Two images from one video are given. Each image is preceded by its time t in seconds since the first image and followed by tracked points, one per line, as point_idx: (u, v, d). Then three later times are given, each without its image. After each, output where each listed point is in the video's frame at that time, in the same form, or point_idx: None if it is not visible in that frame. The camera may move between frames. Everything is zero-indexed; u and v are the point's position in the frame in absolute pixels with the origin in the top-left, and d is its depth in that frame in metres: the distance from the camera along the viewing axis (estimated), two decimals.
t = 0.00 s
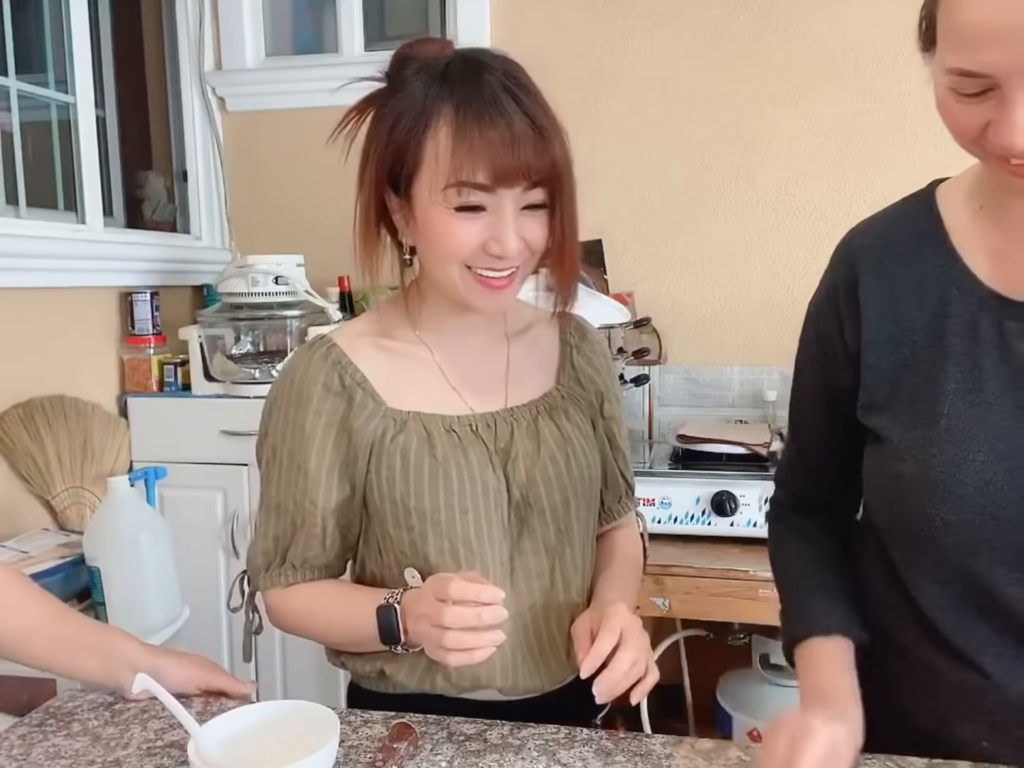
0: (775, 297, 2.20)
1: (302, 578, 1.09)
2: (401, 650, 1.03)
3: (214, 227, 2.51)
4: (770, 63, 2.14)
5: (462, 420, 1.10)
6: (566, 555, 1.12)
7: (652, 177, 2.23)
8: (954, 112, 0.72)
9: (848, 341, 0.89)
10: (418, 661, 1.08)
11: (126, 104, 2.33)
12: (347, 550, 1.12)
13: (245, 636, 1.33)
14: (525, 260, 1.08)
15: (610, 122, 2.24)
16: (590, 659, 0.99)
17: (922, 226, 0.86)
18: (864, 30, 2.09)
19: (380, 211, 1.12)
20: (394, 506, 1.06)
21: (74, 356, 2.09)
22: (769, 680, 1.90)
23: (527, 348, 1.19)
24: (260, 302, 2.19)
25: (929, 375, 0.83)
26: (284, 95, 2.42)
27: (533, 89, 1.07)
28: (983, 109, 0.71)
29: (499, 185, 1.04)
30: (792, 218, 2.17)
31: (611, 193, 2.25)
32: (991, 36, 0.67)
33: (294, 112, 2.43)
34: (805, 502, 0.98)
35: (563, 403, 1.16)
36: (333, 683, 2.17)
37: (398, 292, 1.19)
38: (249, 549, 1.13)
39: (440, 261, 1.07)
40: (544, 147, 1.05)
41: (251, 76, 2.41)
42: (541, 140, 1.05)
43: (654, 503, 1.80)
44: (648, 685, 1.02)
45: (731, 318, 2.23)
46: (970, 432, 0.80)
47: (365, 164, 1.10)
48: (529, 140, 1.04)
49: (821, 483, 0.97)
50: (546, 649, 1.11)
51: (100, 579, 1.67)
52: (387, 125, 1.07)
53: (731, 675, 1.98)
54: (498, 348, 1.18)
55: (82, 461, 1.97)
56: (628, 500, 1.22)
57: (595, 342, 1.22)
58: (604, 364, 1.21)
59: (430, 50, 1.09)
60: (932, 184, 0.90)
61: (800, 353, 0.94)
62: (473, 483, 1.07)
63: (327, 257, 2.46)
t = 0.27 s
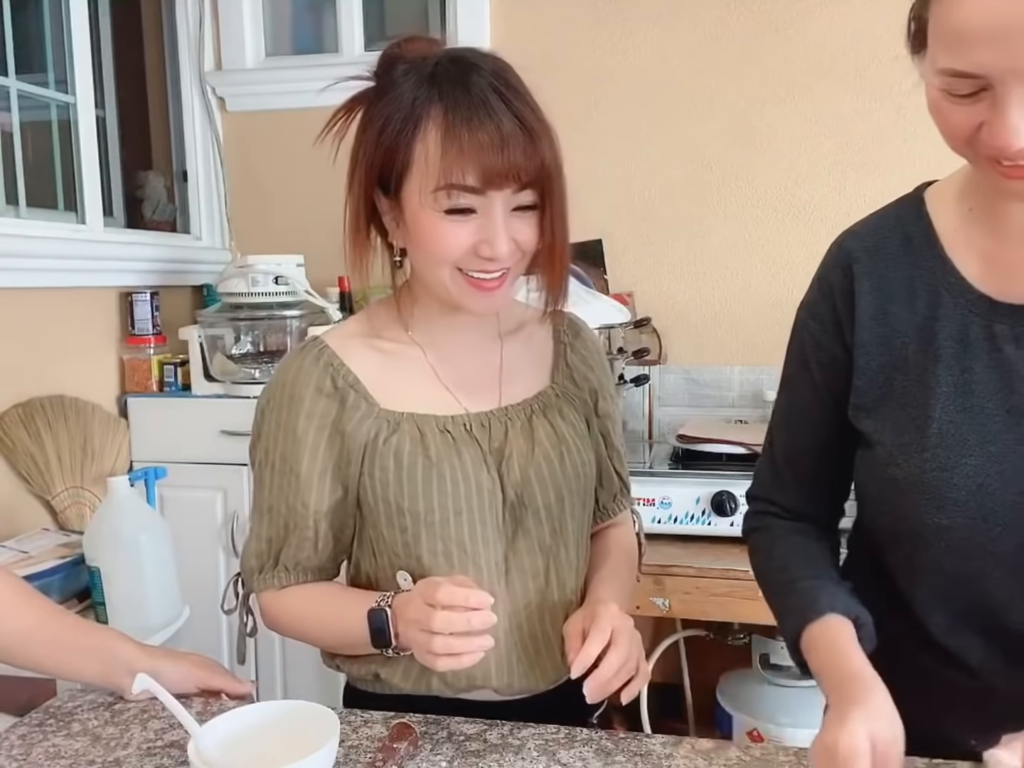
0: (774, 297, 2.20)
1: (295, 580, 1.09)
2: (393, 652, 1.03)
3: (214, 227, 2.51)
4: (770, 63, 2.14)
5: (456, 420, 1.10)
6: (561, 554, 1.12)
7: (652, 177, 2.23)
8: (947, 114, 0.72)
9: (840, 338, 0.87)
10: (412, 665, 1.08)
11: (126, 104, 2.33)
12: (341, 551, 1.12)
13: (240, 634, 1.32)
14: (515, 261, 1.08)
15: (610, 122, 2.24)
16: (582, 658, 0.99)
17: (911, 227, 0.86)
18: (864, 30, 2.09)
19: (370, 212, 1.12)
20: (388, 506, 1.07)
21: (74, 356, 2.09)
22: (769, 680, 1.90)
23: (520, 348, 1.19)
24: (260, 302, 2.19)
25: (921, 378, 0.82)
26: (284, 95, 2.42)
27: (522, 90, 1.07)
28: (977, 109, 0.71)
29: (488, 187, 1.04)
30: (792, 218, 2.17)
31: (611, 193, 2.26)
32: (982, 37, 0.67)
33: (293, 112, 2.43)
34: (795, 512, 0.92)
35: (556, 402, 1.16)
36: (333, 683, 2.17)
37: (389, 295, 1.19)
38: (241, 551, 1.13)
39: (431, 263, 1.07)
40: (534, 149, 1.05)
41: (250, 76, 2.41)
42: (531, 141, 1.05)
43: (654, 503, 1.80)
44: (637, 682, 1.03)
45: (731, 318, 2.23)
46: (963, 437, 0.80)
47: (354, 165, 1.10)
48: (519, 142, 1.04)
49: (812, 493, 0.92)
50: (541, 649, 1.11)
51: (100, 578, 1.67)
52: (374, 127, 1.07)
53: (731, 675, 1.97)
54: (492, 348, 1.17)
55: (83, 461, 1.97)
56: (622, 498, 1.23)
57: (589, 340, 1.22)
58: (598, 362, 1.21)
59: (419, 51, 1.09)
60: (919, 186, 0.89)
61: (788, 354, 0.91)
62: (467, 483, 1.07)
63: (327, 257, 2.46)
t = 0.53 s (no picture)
0: (775, 297, 2.20)
1: (290, 578, 1.09)
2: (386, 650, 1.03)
3: (214, 227, 2.51)
4: (770, 63, 2.14)
5: (451, 419, 1.10)
6: (555, 553, 1.12)
7: (652, 177, 2.23)
8: (944, 115, 0.72)
9: (827, 337, 0.87)
10: (406, 662, 1.08)
11: (126, 104, 2.33)
12: (336, 549, 1.12)
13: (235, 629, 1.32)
14: (511, 263, 1.08)
15: (610, 122, 2.24)
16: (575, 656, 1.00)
17: (901, 229, 0.86)
18: (864, 30, 2.09)
19: (367, 211, 1.12)
20: (382, 505, 1.07)
21: (74, 356, 2.09)
22: (769, 680, 1.90)
23: (515, 348, 1.19)
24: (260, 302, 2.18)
25: (917, 381, 0.82)
26: (284, 95, 2.42)
27: (521, 93, 1.07)
28: (975, 111, 0.71)
29: (486, 190, 1.04)
30: (792, 218, 2.17)
31: (611, 193, 2.26)
32: (981, 39, 0.67)
33: (293, 112, 2.43)
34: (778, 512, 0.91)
35: (551, 402, 1.16)
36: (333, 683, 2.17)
37: (385, 293, 1.19)
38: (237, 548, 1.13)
39: (427, 265, 1.07)
40: (532, 152, 1.05)
41: (250, 76, 2.41)
42: (529, 145, 1.05)
43: (654, 503, 1.80)
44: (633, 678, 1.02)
45: (731, 318, 2.23)
46: (962, 439, 0.80)
47: (352, 164, 1.10)
48: (517, 146, 1.04)
49: (795, 493, 0.91)
50: (535, 648, 1.11)
51: (100, 578, 1.67)
52: (372, 127, 1.07)
53: (731, 676, 1.97)
54: (487, 348, 1.17)
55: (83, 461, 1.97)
56: (617, 497, 1.23)
57: (584, 341, 1.23)
58: (592, 362, 1.21)
59: (418, 52, 1.09)
60: (908, 186, 0.89)
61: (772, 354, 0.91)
62: (461, 482, 1.07)
63: (327, 256, 2.46)
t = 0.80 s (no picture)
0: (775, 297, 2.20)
1: (286, 574, 1.09)
2: (381, 646, 1.03)
3: (214, 227, 2.51)
4: (769, 64, 2.14)
5: (447, 417, 1.10)
6: (550, 551, 1.12)
7: (652, 177, 2.23)
8: (930, 118, 0.73)
9: (807, 335, 0.87)
10: (401, 658, 1.08)
11: (127, 104, 2.33)
12: (332, 546, 1.13)
13: (231, 626, 1.32)
14: (509, 263, 1.08)
15: (610, 122, 2.24)
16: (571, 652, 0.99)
17: (887, 230, 0.86)
18: (865, 30, 2.09)
19: (366, 210, 1.12)
20: (379, 502, 1.07)
21: (74, 356, 2.09)
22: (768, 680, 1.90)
23: (511, 349, 1.19)
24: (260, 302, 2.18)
25: (898, 382, 0.82)
26: (284, 95, 2.42)
27: (521, 94, 1.07)
28: (960, 112, 0.71)
29: (485, 190, 1.04)
30: (792, 219, 2.17)
31: (611, 193, 2.26)
32: (966, 41, 0.67)
33: (293, 112, 2.43)
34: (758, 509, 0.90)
35: (547, 401, 1.16)
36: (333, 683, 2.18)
37: (383, 293, 1.19)
38: (233, 545, 1.13)
39: (426, 264, 1.07)
40: (531, 153, 1.05)
41: (250, 76, 2.41)
42: (528, 146, 1.05)
43: (654, 503, 1.80)
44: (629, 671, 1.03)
45: (731, 318, 2.23)
46: (941, 439, 0.80)
47: (352, 164, 1.10)
48: (516, 147, 1.04)
49: (777, 491, 0.90)
50: (529, 645, 1.11)
51: (100, 578, 1.67)
52: (373, 127, 1.07)
53: (730, 676, 1.97)
54: (483, 348, 1.17)
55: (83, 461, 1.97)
56: (612, 496, 1.23)
57: (580, 341, 1.23)
58: (588, 363, 1.22)
59: (420, 52, 1.09)
60: (896, 185, 0.90)
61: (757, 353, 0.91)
62: (457, 480, 1.08)
63: (327, 256, 2.46)
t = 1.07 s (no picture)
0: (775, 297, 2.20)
1: (283, 572, 1.09)
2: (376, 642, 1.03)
3: (214, 227, 2.51)
4: (769, 64, 2.14)
5: (444, 416, 1.10)
6: (546, 550, 1.12)
7: (652, 177, 2.23)
8: (922, 114, 0.72)
9: (795, 336, 0.87)
10: (396, 655, 1.08)
11: (127, 104, 2.33)
12: (328, 544, 1.12)
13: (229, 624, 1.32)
14: (505, 264, 1.08)
15: (610, 122, 2.24)
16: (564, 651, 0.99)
17: (876, 229, 0.87)
18: (865, 30, 2.09)
19: (364, 210, 1.12)
20: (375, 500, 1.07)
21: (74, 356, 2.09)
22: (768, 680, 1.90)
23: (506, 349, 1.19)
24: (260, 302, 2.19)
25: (888, 382, 0.82)
26: (284, 95, 2.42)
27: (518, 96, 1.07)
28: (951, 109, 0.71)
29: (481, 191, 1.04)
30: (792, 219, 2.17)
31: (611, 193, 2.26)
32: (959, 34, 0.67)
33: (293, 112, 2.43)
34: (746, 511, 0.90)
35: (543, 400, 1.16)
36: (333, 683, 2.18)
37: (380, 292, 1.19)
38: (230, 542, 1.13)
39: (423, 263, 1.07)
40: (527, 154, 1.05)
41: (250, 76, 2.41)
42: (525, 147, 1.05)
43: (654, 503, 1.80)
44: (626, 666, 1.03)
45: (731, 318, 2.23)
46: (930, 440, 0.80)
47: (350, 163, 1.10)
48: (513, 148, 1.04)
49: (764, 493, 0.90)
50: (525, 643, 1.11)
51: (99, 578, 1.67)
52: (372, 128, 1.07)
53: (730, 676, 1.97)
54: (479, 347, 1.17)
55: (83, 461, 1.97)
56: (608, 496, 1.24)
57: (576, 341, 1.23)
58: (583, 363, 1.22)
59: (418, 54, 1.09)
60: (885, 185, 0.90)
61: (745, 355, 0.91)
62: (453, 478, 1.08)
63: (327, 256, 2.46)
